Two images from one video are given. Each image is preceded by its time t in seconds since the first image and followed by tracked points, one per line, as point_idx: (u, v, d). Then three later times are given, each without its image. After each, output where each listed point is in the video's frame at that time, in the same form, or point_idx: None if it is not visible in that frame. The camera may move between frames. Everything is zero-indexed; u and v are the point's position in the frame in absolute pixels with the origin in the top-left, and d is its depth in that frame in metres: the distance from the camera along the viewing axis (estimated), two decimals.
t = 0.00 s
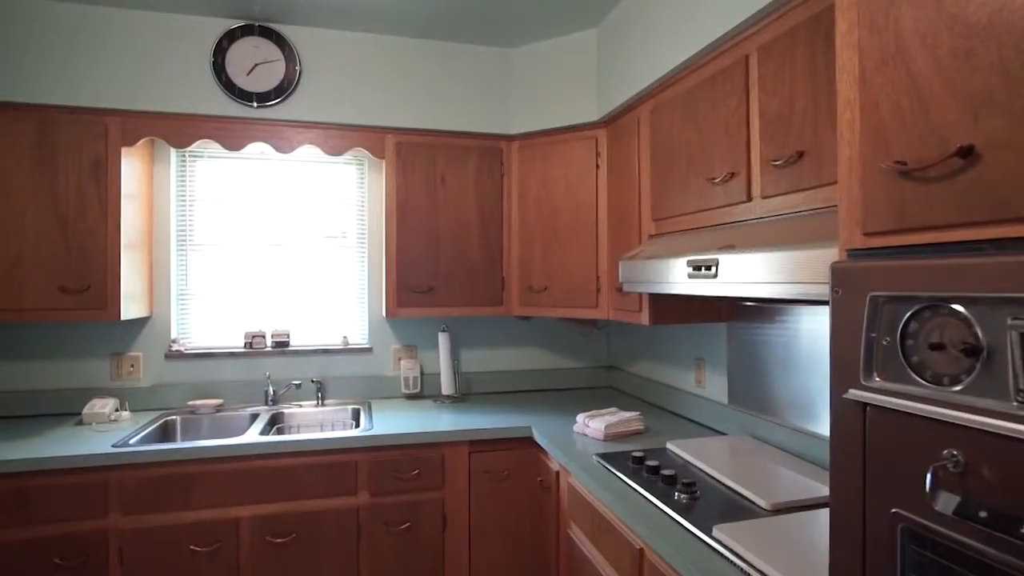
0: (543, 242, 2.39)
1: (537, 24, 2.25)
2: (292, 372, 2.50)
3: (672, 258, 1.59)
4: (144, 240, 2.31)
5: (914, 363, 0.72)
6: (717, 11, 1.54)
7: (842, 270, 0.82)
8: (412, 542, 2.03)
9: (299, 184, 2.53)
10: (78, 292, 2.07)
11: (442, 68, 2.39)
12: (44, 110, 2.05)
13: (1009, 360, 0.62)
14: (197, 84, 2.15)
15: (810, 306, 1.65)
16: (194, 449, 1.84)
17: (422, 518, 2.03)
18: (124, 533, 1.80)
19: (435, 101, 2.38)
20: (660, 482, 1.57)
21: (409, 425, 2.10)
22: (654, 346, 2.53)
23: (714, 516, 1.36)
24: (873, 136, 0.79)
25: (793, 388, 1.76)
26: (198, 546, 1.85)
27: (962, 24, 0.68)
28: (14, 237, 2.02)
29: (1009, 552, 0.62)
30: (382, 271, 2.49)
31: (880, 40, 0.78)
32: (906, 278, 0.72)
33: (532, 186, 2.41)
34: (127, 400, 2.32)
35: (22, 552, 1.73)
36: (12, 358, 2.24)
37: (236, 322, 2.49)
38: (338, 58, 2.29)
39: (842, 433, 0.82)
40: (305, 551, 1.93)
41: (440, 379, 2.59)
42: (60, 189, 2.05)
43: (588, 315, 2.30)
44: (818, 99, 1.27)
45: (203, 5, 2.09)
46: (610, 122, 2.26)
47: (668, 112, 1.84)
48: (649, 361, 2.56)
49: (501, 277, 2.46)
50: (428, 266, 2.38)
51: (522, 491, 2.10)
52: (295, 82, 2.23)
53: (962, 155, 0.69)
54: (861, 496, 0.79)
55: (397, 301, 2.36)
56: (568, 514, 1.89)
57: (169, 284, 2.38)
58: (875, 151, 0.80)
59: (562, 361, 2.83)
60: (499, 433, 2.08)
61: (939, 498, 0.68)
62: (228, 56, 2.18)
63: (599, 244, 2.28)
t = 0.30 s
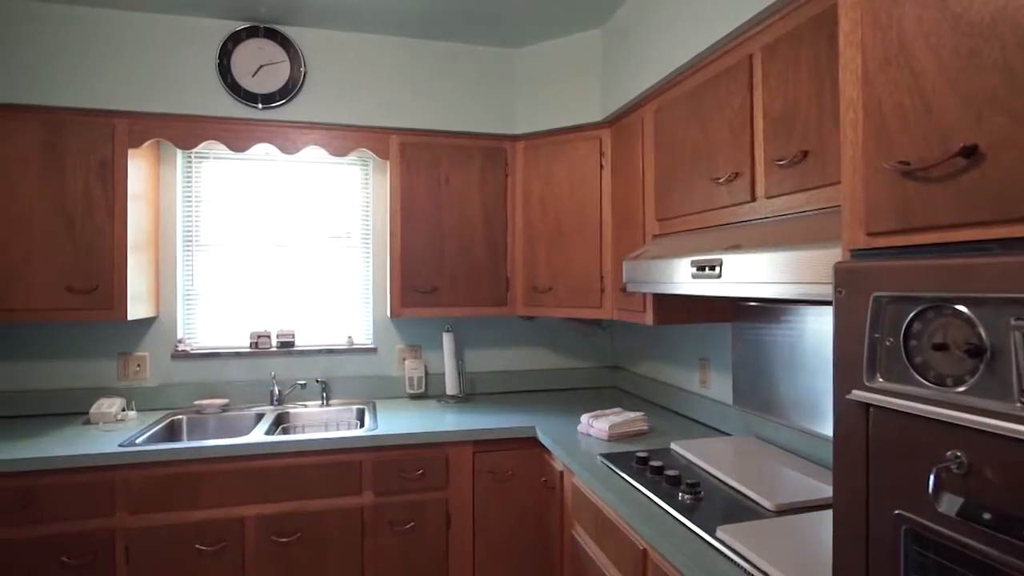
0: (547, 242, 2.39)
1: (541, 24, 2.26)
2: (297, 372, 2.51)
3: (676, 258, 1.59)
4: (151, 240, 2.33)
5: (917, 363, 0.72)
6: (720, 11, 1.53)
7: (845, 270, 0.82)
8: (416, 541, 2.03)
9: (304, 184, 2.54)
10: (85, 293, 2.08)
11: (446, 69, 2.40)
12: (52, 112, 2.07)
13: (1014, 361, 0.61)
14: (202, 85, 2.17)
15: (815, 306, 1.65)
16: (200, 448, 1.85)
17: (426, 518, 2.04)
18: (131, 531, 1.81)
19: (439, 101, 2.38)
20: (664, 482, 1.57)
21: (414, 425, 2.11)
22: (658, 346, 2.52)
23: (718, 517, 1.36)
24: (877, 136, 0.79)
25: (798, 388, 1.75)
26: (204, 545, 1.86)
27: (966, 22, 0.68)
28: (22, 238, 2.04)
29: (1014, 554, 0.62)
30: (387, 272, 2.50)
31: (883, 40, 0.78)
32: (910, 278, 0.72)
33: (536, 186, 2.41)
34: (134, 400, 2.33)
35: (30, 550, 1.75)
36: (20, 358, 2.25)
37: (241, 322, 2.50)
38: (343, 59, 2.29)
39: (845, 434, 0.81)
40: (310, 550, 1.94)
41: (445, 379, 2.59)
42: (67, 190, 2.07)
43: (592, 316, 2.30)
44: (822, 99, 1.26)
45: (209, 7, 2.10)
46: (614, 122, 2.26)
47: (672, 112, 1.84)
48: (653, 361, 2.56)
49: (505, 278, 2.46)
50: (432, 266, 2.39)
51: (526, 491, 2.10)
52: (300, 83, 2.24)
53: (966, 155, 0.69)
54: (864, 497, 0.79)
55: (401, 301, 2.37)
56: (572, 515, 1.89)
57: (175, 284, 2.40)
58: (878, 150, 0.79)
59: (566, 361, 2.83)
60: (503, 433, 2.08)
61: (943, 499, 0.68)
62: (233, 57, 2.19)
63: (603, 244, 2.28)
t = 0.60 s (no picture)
0: (552, 242, 2.39)
1: (546, 24, 2.25)
2: (303, 372, 2.52)
3: (681, 258, 1.58)
4: (158, 240, 2.34)
5: (922, 364, 0.71)
6: (726, 10, 1.53)
7: (850, 270, 0.81)
8: (422, 540, 2.04)
9: (310, 184, 2.55)
10: (94, 293, 2.10)
11: (451, 69, 2.40)
12: (60, 114, 2.08)
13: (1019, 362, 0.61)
14: (209, 86, 2.18)
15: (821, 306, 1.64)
16: (207, 447, 1.86)
17: (431, 517, 2.04)
18: (139, 529, 1.83)
19: (444, 101, 2.38)
20: (669, 483, 1.57)
21: (419, 425, 2.11)
22: (663, 346, 2.52)
23: (723, 517, 1.35)
24: (882, 136, 0.78)
25: (803, 388, 1.75)
26: (210, 543, 1.87)
27: (971, 20, 0.67)
28: (31, 238, 2.06)
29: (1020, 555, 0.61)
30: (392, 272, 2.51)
31: (888, 38, 0.77)
32: (915, 279, 0.72)
33: (541, 186, 2.41)
34: (141, 399, 2.35)
35: (39, 547, 1.77)
36: (30, 357, 2.28)
37: (248, 322, 2.52)
38: (348, 60, 2.30)
39: (849, 435, 0.81)
40: (315, 549, 1.95)
41: (450, 379, 2.60)
42: (76, 191, 2.08)
43: (597, 316, 2.29)
44: (828, 98, 1.26)
45: (215, 9, 2.11)
46: (619, 121, 2.26)
47: (677, 111, 1.84)
48: (659, 361, 2.55)
49: (510, 278, 2.46)
50: (438, 266, 2.39)
51: (531, 491, 2.10)
52: (306, 84, 2.25)
53: (971, 154, 0.68)
54: (868, 499, 0.78)
55: (407, 301, 2.37)
56: (576, 515, 1.89)
57: (182, 285, 2.41)
58: (883, 149, 0.79)
59: (572, 361, 2.83)
60: (507, 433, 2.08)
61: (947, 501, 0.68)
62: (240, 58, 2.20)
63: (608, 243, 2.28)
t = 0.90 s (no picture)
0: (558, 242, 2.38)
1: (552, 24, 2.25)
2: (310, 372, 2.53)
3: (687, 259, 1.58)
4: (168, 241, 2.36)
5: (926, 365, 0.71)
6: (732, 9, 1.52)
7: (854, 271, 0.80)
8: (427, 540, 2.04)
9: (318, 185, 2.57)
10: (104, 293, 2.12)
11: (457, 70, 2.40)
12: (71, 116, 2.11)
13: None
14: (217, 88, 2.20)
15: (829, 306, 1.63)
16: (214, 446, 1.88)
17: (436, 517, 2.05)
18: (148, 527, 1.84)
19: (450, 102, 2.39)
20: (674, 484, 1.56)
21: (425, 425, 2.12)
22: (670, 347, 2.51)
23: (728, 519, 1.35)
24: (886, 135, 0.78)
25: (811, 389, 1.74)
26: (219, 541, 1.89)
27: (975, 18, 0.67)
28: (42, 240, 2.08)
29: None
30: (399, 272, 2.52)
31: (891, 36, 0.77)
32: (919, 279, 0.71)
33: (547, 187, 2.41)
34: (151, 398, 2.37)
35: (49, 545, 1.79)
36: (41, 357, 2.30)
37: (256, 322, 2.53)
38: (355, 61, 2.31)
39: (853, 437, 0.80)
40: (322, 548, 1.96)
41: (456, 379, 2.60)
42: (86, 192, 2.11)
43: (603, 316, 2.29)
44: (834, 96, 1.25)
45: (223, 11, 2.13)
46: (625, 121, 2.25)
47: (683, 111, 1.83)
48: (665, 361, 2.54)
49: (516, 278, 2.46)
50: (444, 267, 2.40)
51: (536, 491, 2.10)
52: (313, 85, 2.26)
53: (976, 153, 0.68)
54: (872, 501, 0.78)
55: (413, 301, 2.38)
56: (582, 515, 1.88)
57: (191, 285, 2.43)
58: (887, 149, 0.78)
59: (578, 361, 2.82)
60: (513, 433, 2.08)
61: (951, 503, 0.67)
62: (247, 60, 2.21)
63: (615, 243, 2.27)
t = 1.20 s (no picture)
0: (565, 243, 2.38)
1: (559, 24, 2.25)
2: (318, 372, 2.54)
3: (693, 259, 1.57)
4: (177, 242, 2.39)
5: (933, 367, 0.70)
6: (738, 8, 1.51)
7: (859, 271, 0.80)
8: (434, 540, 2.05)
9: (325, 186, 2.58)
10: (115, 294, 2.14)
11: (464, 71, 2.41)
12: (83, 118, 2.13)
13: None
14: (226, 90, 2.21)
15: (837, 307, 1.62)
16: (223, 445, 1.89)
17: (443, 517, 2.05)
18: (158, 525, 1.86)
19: (457, 102, 2.39)
20: (680, 485, 1.56)
21: (431, 425, 2.12)
22: (677, 347, 2.50)
23: (734, 520, 1.34)
24: (891, 134, 0.77)
25: (819, 389, 1.73)
26: (227, 539, 1.90)
27: (981, 16, 0.66)
28: (55, 241, 2.11)
29: None
30: (406, 272, 2.52)
31: (896, 35, 0.76)
32: (925, 279, 0.70)
33: (554, 187, 2.41)
34: (161, 397, 2.40)
35: (60, 542, 1.81)
36: (53, 356, 2.33)
37: (264, 321, 2.55)
38: (362, 62, 2.32)
39: (859, 439, 0.80)
40: (329, 547, 1.97)
41: (463, 379, 2.60)
42: (98, 194, 2.13)
43: (610, 316, 2.29)
44: (841, 96, 1.24)
45: (232, 13, 2.14)
46: (632, 121, 2.25)
47: (689, 110, 1.82)
48: (673, 362, 2.53)
49: (523, 278, 2.46)
50: (451, 267, 2.40)
51: (543, 492, 2.10)
52: (321, 87, 2.27)
53: (982, 153, 0.67)
54: (878, 503, 0.77)
55: (420, 301, 2.39)
56: (588, 516, 1.88)
57: (200, 285, 2.46)
58: (892, 148, 0.77)
59: (586, 362, 2.82)
60: (520, 433, 2.08)
61: (956, 506, 0.66)
62: (255, 62, 2.23)
63: (622, 244, 2.27)
